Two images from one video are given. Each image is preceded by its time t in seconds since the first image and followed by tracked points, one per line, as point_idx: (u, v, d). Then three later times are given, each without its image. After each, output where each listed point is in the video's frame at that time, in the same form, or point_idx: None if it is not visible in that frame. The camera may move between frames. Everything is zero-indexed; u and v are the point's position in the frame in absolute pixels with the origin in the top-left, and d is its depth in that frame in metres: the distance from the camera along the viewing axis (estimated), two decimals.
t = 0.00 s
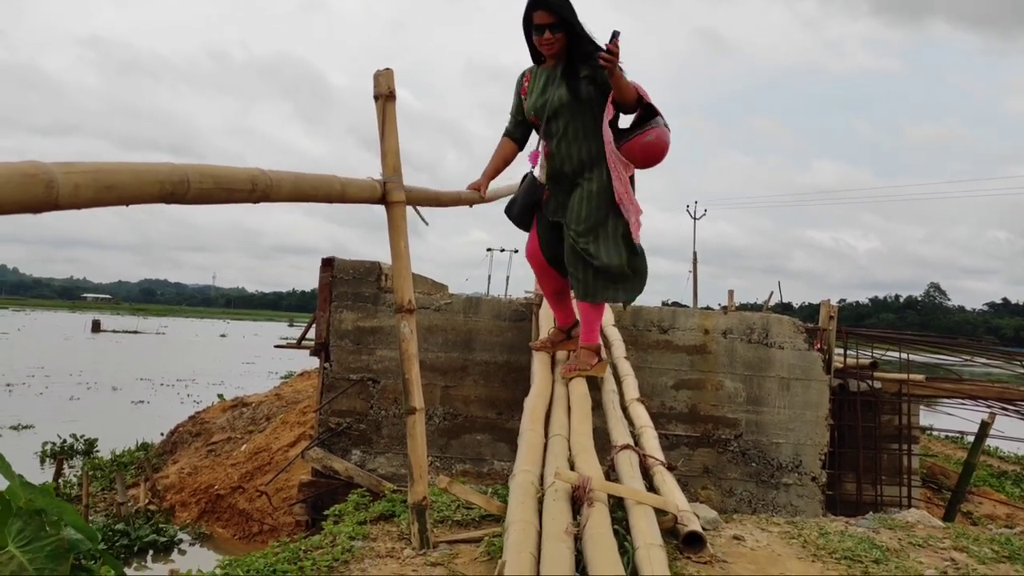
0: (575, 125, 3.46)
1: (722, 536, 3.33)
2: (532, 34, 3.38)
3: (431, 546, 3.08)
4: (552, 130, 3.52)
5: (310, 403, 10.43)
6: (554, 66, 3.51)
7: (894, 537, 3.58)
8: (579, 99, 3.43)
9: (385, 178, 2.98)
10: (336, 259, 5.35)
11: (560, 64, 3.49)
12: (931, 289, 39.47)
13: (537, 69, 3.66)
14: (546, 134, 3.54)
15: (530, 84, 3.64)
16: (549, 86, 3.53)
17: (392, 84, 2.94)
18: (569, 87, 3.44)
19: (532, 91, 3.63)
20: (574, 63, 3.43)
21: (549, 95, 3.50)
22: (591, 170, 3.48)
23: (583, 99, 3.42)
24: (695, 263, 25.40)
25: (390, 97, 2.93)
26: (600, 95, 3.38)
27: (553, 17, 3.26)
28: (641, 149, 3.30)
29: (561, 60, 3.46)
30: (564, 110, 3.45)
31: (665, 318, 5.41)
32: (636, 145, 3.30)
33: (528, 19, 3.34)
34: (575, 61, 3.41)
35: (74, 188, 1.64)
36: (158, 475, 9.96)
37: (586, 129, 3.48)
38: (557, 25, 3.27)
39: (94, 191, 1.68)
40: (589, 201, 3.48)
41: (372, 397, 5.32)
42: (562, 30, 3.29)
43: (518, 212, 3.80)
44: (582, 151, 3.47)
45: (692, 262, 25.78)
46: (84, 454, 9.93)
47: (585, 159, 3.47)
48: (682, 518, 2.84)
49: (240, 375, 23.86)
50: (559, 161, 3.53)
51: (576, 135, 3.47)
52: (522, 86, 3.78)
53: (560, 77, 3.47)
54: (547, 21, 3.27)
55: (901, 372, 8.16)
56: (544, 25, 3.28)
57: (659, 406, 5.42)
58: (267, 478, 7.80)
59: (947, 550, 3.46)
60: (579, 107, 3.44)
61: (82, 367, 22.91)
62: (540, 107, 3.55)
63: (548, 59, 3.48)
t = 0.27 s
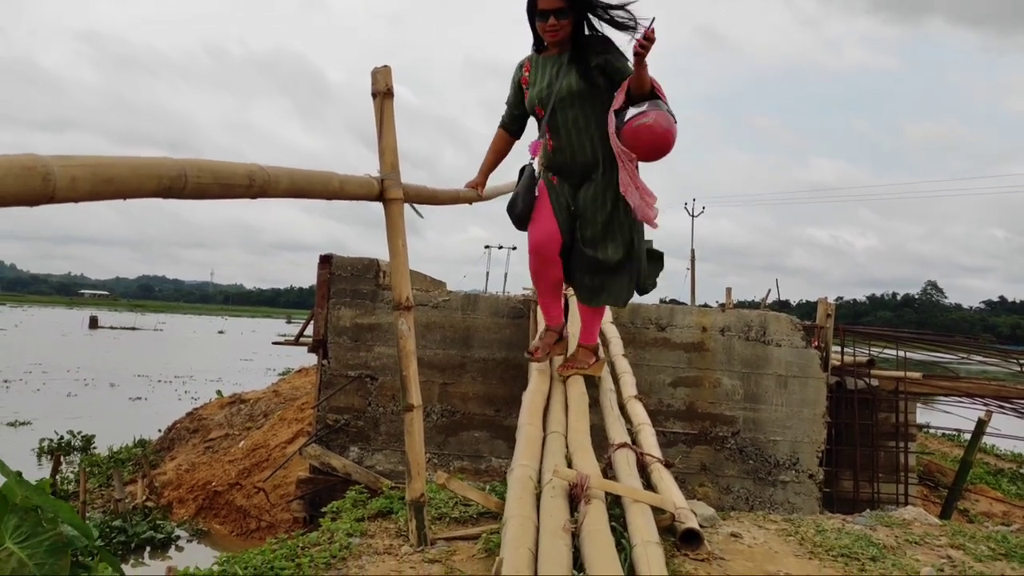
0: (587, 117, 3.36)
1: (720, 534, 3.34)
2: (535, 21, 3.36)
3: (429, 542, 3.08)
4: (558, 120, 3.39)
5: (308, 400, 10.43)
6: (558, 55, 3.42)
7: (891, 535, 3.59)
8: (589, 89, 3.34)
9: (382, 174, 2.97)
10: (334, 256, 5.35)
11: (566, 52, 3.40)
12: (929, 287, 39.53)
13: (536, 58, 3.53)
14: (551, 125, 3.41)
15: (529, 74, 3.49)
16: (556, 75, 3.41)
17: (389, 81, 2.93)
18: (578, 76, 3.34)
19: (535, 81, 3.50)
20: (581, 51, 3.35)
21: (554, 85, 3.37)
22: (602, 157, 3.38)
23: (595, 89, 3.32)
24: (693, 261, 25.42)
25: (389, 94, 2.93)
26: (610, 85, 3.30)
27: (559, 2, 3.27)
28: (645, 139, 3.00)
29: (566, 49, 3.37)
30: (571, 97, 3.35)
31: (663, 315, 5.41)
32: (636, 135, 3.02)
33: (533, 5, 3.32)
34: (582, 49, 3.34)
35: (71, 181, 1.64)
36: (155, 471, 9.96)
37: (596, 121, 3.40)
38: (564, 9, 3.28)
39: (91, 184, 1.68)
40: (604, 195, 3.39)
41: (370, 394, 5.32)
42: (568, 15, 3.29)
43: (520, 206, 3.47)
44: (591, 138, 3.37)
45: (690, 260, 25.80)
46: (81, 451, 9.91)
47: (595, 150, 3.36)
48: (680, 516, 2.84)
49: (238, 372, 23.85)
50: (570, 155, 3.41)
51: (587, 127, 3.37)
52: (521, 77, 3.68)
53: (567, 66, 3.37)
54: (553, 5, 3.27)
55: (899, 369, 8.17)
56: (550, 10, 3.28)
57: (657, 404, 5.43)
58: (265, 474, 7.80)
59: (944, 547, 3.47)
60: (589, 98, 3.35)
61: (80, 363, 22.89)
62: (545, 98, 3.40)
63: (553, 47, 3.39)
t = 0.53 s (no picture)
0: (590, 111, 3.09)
1: (716, 530, 3.34)
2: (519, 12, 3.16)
3: (425, 539, 3.08)
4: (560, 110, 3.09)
5: (305, 397, 10.42)
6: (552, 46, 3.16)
7: (886, 532, 3.59)
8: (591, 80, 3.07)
9: (380, 171, 2.96)
10: (331, 253, 5.34)
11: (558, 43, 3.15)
12: (926, 285, 39.65)
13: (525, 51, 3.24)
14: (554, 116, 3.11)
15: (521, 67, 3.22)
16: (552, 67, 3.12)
17: (387, 77, 2.92)
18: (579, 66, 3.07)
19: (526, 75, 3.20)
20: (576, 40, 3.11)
21: (552, 72, 3.10)
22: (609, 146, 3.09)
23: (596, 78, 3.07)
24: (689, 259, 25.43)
25: (386, 90, 2.92)
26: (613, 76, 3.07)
27: None
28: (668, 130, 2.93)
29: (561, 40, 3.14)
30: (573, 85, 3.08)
31: (660, 313, 5.42)
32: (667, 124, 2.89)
33: None
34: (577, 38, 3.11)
35: (66, 175, 1.63)
36: (152, 468, 9.95)
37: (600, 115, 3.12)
38: None
39: (86, 178, 1.67)
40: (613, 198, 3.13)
41: (367, 391, 5.32)
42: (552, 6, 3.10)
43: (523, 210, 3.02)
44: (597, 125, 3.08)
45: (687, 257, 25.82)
46: (77, 447, 9.90)
47: (603, 141, 3.08)
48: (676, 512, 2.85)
49: (234, 369, 23.82)
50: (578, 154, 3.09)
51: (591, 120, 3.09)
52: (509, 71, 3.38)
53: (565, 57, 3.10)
54: None
55: (895, 367, 8.18)
56: None
57: (653, 401, 5.44)
58: (262, 471, 7.80)
59: (939, 544, 3.48)
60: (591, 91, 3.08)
61: (76, 361, 22.84)
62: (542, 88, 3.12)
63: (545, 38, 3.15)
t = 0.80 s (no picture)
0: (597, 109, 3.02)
1: (714, 528, 3.34)
2: None
3: (424, 536, 3.08)
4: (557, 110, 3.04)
5: (302, 394, 10.41)
6: (557, 40, 3.06)
7: (884, 529, 3.60)
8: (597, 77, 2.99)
9: (379, 168, 2.95)
10: (329, 250, 5.33)
11: (563, 36, 3.05)
12: (923, 283, 39.70)
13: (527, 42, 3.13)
14: (551, 114, 3.05)
15: (521, 56, 3.13)
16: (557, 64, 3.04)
17: (386, 73, 2.91)
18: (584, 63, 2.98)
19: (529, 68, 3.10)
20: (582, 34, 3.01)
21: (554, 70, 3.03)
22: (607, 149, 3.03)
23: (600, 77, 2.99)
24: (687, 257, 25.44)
25: (385, 87, 2.91)
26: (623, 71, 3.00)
27: None
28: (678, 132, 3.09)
29: (566, 33, 3.03)
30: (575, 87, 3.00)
31: (658, 310, 5.42)
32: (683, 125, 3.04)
33: None
34: (583, 32, 3.00)
35: (66, 179, 1.62)
36: (149, 465, 9.93)
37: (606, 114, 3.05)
38: None
39: (86, 182, 1.66)
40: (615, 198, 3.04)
41: (365, 388, 5.31)
42: None
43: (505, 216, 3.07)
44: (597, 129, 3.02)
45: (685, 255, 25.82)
46: (74, 444, 9.89)
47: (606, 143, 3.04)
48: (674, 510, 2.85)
49: (232, 366, 23.79)
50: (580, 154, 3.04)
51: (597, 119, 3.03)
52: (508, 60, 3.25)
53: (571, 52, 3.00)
54: None
55: (893, 365, 8.18)
56: None
57: (651, 399, 5.44)
58: (259, 468, 7.79)
59: (937, 541, 3.48)
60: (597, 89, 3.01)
61: (73, 357, 22.81)
62: (541, 84, 3.05)
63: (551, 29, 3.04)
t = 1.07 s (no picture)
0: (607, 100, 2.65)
1: (710, 526, 3.34)
2: None
3: (420, 534, 3.08)
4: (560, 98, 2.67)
5: (299, 392, 10.40)
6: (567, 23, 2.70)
7: (880, 527, 3.61)
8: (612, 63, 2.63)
9: (376, 166, 2.95)
10: (326, 248, 5.33)
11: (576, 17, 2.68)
12: (920, 282, 39.77)
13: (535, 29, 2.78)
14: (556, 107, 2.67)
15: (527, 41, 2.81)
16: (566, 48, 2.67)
17: (385, 71, 2.90)
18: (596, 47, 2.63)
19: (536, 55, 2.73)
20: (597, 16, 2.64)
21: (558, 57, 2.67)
22: (613, 141, 2.63)
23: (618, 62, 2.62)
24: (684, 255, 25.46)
25: (383, 85, 2.91)
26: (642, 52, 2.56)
27: None
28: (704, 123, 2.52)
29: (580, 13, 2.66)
30: (585, 78, 2.62)
31: (655, 309, 5.42)
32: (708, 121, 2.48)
33: None
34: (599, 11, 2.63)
35: (62, 175, 1.61)
36: (145, 463, 9.92)
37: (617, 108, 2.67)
38: None
39: (83, 178, 1.65)
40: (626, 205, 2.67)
41: (362, 386, 5.31)
42: None
43: (496, 224, 2.70)
44: (607, 122, 2.62)
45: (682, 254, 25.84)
46: (70, 442, 9.87)
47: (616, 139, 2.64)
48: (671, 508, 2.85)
49: (228, 364, 23.76)
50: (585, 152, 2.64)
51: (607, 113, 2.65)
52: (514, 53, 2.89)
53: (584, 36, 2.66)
54: None
55: (889, 363, 8.20)
56: None
57: (648, 397, 5.44)
58: (256, 466, 7.79)
59: (932, 540, 3.49)
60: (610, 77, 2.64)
61: (69, 355, 22.77)
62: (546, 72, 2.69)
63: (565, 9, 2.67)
